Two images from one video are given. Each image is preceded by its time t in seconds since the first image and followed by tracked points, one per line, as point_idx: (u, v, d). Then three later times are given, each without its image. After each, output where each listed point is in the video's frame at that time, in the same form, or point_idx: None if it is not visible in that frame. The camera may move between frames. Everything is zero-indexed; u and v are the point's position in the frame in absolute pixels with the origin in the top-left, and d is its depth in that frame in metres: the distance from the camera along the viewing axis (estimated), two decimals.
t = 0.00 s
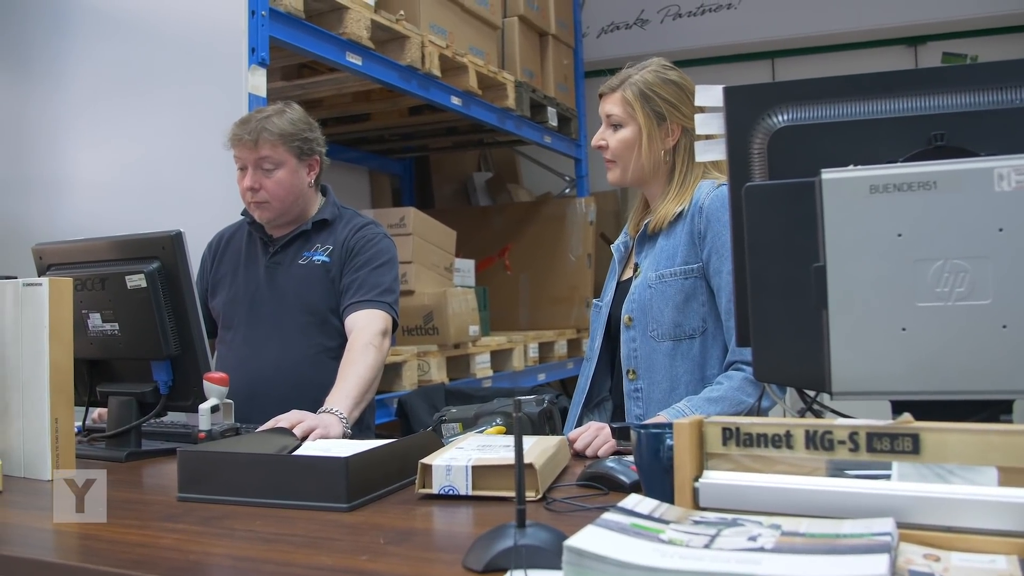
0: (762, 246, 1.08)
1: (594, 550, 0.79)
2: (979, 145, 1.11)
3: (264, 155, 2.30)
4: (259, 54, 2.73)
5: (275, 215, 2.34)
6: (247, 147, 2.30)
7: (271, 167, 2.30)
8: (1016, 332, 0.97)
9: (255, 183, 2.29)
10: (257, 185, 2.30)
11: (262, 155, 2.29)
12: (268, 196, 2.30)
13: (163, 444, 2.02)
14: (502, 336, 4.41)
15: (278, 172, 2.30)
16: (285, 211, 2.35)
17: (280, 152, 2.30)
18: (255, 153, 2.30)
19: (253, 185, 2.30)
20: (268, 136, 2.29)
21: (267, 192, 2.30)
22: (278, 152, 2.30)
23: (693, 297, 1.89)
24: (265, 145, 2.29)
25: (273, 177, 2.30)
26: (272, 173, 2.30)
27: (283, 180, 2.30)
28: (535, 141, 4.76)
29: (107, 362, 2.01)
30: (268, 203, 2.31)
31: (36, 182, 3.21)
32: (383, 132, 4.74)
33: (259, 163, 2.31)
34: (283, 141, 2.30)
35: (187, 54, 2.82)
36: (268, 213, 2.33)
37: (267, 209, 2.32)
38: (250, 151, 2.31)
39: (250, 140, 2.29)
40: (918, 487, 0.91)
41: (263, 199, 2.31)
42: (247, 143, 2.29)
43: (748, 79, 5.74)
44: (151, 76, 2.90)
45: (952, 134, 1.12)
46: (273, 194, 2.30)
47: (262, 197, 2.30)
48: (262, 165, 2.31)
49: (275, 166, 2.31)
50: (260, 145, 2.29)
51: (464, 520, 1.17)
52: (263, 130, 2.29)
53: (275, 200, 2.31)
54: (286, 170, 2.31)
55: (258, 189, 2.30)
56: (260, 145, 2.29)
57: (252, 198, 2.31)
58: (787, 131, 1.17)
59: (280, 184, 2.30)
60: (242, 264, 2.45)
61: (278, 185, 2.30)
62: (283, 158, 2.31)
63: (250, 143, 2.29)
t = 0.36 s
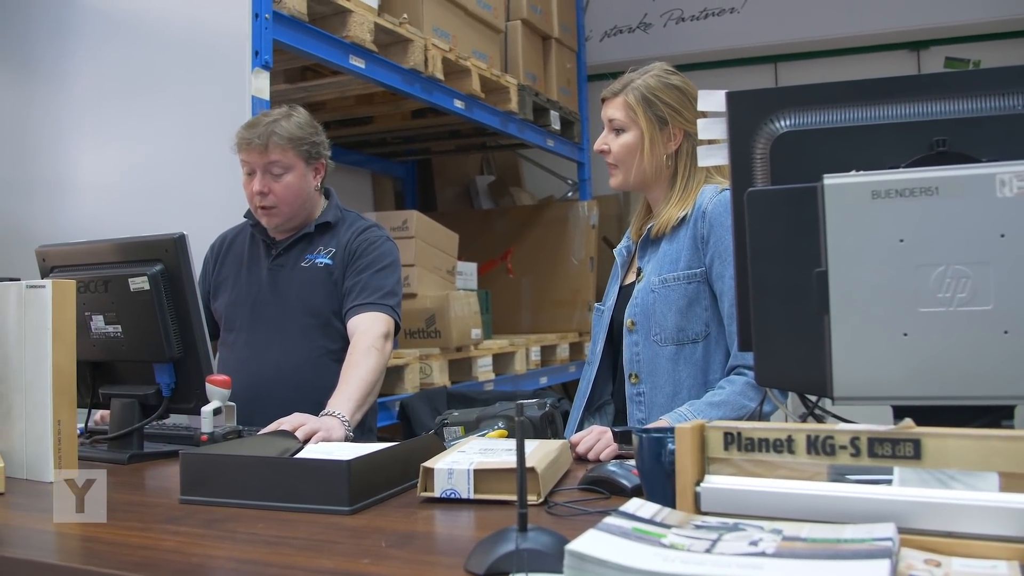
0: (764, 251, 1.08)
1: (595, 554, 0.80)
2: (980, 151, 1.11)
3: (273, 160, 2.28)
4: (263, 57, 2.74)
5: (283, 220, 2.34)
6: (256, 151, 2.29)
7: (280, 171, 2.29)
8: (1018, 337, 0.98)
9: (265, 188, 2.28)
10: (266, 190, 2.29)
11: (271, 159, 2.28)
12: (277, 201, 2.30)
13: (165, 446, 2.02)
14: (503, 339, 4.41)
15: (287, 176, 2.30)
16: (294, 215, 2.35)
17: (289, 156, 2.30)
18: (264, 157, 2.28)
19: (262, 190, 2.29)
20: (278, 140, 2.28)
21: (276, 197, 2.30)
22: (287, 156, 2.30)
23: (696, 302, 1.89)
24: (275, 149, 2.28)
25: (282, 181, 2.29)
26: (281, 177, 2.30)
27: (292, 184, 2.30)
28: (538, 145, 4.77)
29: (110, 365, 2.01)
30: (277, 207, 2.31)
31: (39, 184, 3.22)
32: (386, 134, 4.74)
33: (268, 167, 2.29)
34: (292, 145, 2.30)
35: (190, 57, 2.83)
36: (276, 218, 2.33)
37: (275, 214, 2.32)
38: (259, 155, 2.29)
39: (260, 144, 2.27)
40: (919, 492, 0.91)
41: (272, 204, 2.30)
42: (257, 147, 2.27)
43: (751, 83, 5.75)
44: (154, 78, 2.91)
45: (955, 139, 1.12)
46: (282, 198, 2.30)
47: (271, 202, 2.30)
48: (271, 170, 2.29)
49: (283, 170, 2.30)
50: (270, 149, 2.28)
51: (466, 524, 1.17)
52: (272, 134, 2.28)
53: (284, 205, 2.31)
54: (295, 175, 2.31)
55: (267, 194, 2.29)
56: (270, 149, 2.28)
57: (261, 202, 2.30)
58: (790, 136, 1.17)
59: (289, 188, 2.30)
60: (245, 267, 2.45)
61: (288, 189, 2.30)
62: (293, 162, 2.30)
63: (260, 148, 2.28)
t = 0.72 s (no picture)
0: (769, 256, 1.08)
1: (600, 558, 0.80)
2: (984, 154, 1.11)
3: (275, 171, 2.28)
4: (269, 61, 2.72)
5: (290, 227, 2.36)
6: (258, 164, 2.27)
7: (284, 182, 2.29)
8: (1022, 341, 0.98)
9: (269, 200, 2.29)
10: (271, 202, 2.29)
11: (274, 171, 2.27)
12: (282, 211, 2.31)
13: (170, 449, 2.03)
14: (507, 343, 4.41)
15: (291, 186, 2.29)
16: (299, 222, 2.36)
17: (291, 167, 2.29)
18: (266, 169, 2.27)
19: (266, 201, 2.29)
20: (278, 152, 2.26)
21: (281, 207, 2.31)
22: (290, 167, 2.29)
23: (703, 306, 1.89)
24: (277, 161, 2.27)
25: (286, 192, 2.29)
26: (284, 187, 2.29)
27: (297, 194, 2.30)
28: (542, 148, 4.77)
29: (115, 368, 2.02)
30: (283, 217, 2.32)
31: (44, 187, 3.23)
32: (390, 138, 4.75)
33: (271, 179, 2.29)
34: (294, 155, 2.28)
35: (196, 60, 2.84)
36: (283, 226, 2.35)
37: (281, 223, 2.34)
38: (260, 168, 2.28)
39: (261, 157, 2.26)
40: (923, 496, 0.91)
41: (277, 214, 2.32)
42: (259, 160, 2.26)
43: (755, 86, 5.75)
44: (159, 81, 2.92)
45: (958, 144, 1.12)
46: (287, 208, 2.31)
47: (276, 212, 2.31)
48: (274, 180, 2.29)
49: (287, 180, 2.30)
50: (272, 162, 2.27)
51: (471, 527, 1.18)
52: (272, 146, 2.26)
53: (289, 214, 2.32)
54: (298, 184, 2.30)
55: (272, 205, 2.30)
56: (272, 162, 2.27)
57: (266, 213, 2.32)
58: (794, 140, 1.17)
59: (294, 198, 2.30)
60: (250, 271, 2.46)
61: (292, 199, 2.30)
62: (295, 172, 2.29)
63: (261, 161, 2.27)
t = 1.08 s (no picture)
0: (771, 258, 1.08)
1: (603, 559, 0.80)
2: (987, 158, 1.11)
3: (272, 176, 2.28)
4: (270, 63, 2.73)
5: (288, 230, 2.36)
6: (254, 169, 2.28)
7: (280, 185, 2.29)
8: None
9: (267, 204, 2.30)
10: (269, 205, 2.30)
11: (270, 176, 2.28)
12: (281, 214, 2.32)
13: (173, 451, 2.03)
14: (510, 345, 4.41)
15: (288, 189, 2.30)
16: (298, 224, 2.37)
17: (287, 170, 2.29)
18: (262, 174, 2.28)
19: (264, 205, 2.30)
20: (274, 157, 2.26)
21: (279, 211, 2.31)
22: (285, 170, 2.29)
23: (705, 309, 1.89)
24: (273, 166, 2.27)
25: (284, 195, 2.30)
26: (282, 191, 2.30)
27: (294, 197, 2.31)
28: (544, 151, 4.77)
29: (118, 369, 2.02)
30: (281, 220, 2.33)
31: (47, 189, 3.24)
32: (393, 140, 4.76)
33: (268, 183, 2.29)
34: (289, 159, 2.29)
35: (199, 63, 2.85)
36: (282, 229, 2.36)
37: (280, 226, 2.35)
38: (256, 172, 2.28)
39: (257, 162, 2.27)
40: (926, 498, 0.91)
41: (276, 217, 2.32)
42: (254, 165, 2.27)
43: (758, 89, 5.75)
44: (162, 83, 2.93)
45: (961, 147, 1.12)
46: (285, 211, 2.32)
47: (275, 216, 2.32)
48: (271, 185, 2.29)
49: (283, 184, 2.30)
50: (268, 167, 2.27)
51: (474, 529, 1.18)
52: (268, 150, 2.26)
53: (288, 216, 2.33)
54: (295, 187, 2.31)
55: (270, 208, 2.31)
56: (268, 167, 2.27)
57: (265, 217, 2.33)
58: (798, 144, 1.17)
59: (291, 201, 2.31)
60: (252, 274, 2.46)
61: (290, 202, 2.31)
62: (291, 175, 2.30)
63: (257, 165, 2.27)
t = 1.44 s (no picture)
0: (773, 258, 1.08)
1: (603, 559, 0.80)
2: (988, 158, 1.11)
3: (261, 172, 2.29)
4: (273, 63, 2.74)
5: (282, 227, 2.36)
6: (242, 167, 2.30)
7: (271, 182, 2.30)
8: None
9: (258, 201, 2.31)
10: (260, 203, 2.31)
11: (260, 172, 2.29)
12: (273, 211, 2.32)
13: (174, 451, 2.03)
14: (511, 345, 4.41)
15: (278, 185, 2.30)
16: (292, 220, 2.37)
17: (276, 166, 2.30)
18: (251, 171, 2.29)
19: (256, 203, 2.31)
20: (261, 153, 2.28)
21: (272, 207, 2.32)
22: (274, 166, 2.30)
23: (707, 310, 1.89)
24: (261, 162, 2.28)
25: (275, 191, 2.30)
26: (272, 187, 2.30)
27: (285, 192, 2.31)
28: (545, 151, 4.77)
29: (120, 369, 2.02)
30: (275, 217, 2.34)
31: (48, 189, 3.24)
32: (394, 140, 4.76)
33: (258, 180, 2.30)
34: (277, 154, 2.30)
35: (200, 62, 2.85)
36: (275, 226, 2.36)
37: (274, 223, 2.35)
38: (246, 170, 2.30)
39: (245, 159, 2.28)
40: (927, 499, 0.91)
41: (268, 214, 2.33)
42: (243, 163, 2.28)
43: (759, 90, 5.75)
44: (163, 83, 2.93)
45: (962, 148, 1.12)
46: (277, 208, 2.32)
47: (268, 213, 2.32)
48: (261, 182, 2.30)
49: (274, 180, 2.31)
50: (256, 163, 2.28)
51: (474, 528, 1.18)
52: (255, 148, 2.28)
53: (280, 213, 2.33)
54: (286, 182, 2.31)
55: (262, 206, 2.32)
56: (256, 163, 2.28)
57: (258, 215, 2.33)
58: (800, 144, 1.17)
59: (283, 197, 2.31)
60: (253, 274, 2.46)
61: (282, 198, 2.31)
62: (281, 171, 2.31)
63: (245, 163, 2.29)
